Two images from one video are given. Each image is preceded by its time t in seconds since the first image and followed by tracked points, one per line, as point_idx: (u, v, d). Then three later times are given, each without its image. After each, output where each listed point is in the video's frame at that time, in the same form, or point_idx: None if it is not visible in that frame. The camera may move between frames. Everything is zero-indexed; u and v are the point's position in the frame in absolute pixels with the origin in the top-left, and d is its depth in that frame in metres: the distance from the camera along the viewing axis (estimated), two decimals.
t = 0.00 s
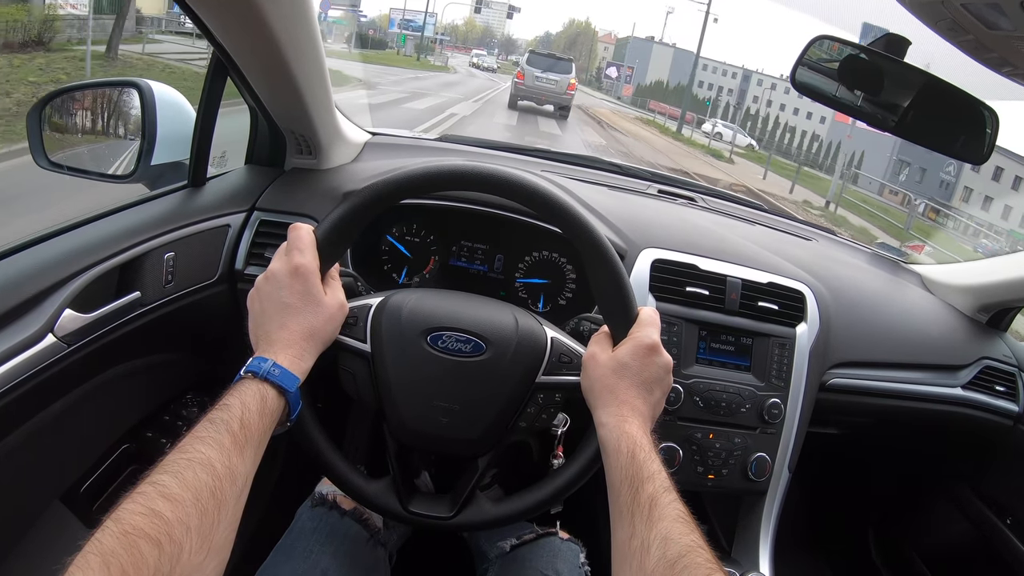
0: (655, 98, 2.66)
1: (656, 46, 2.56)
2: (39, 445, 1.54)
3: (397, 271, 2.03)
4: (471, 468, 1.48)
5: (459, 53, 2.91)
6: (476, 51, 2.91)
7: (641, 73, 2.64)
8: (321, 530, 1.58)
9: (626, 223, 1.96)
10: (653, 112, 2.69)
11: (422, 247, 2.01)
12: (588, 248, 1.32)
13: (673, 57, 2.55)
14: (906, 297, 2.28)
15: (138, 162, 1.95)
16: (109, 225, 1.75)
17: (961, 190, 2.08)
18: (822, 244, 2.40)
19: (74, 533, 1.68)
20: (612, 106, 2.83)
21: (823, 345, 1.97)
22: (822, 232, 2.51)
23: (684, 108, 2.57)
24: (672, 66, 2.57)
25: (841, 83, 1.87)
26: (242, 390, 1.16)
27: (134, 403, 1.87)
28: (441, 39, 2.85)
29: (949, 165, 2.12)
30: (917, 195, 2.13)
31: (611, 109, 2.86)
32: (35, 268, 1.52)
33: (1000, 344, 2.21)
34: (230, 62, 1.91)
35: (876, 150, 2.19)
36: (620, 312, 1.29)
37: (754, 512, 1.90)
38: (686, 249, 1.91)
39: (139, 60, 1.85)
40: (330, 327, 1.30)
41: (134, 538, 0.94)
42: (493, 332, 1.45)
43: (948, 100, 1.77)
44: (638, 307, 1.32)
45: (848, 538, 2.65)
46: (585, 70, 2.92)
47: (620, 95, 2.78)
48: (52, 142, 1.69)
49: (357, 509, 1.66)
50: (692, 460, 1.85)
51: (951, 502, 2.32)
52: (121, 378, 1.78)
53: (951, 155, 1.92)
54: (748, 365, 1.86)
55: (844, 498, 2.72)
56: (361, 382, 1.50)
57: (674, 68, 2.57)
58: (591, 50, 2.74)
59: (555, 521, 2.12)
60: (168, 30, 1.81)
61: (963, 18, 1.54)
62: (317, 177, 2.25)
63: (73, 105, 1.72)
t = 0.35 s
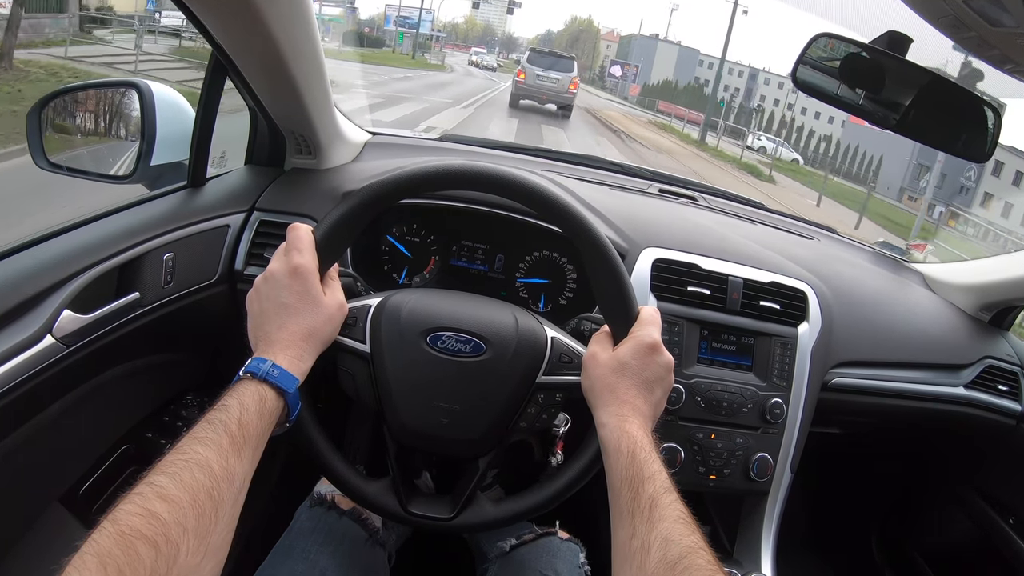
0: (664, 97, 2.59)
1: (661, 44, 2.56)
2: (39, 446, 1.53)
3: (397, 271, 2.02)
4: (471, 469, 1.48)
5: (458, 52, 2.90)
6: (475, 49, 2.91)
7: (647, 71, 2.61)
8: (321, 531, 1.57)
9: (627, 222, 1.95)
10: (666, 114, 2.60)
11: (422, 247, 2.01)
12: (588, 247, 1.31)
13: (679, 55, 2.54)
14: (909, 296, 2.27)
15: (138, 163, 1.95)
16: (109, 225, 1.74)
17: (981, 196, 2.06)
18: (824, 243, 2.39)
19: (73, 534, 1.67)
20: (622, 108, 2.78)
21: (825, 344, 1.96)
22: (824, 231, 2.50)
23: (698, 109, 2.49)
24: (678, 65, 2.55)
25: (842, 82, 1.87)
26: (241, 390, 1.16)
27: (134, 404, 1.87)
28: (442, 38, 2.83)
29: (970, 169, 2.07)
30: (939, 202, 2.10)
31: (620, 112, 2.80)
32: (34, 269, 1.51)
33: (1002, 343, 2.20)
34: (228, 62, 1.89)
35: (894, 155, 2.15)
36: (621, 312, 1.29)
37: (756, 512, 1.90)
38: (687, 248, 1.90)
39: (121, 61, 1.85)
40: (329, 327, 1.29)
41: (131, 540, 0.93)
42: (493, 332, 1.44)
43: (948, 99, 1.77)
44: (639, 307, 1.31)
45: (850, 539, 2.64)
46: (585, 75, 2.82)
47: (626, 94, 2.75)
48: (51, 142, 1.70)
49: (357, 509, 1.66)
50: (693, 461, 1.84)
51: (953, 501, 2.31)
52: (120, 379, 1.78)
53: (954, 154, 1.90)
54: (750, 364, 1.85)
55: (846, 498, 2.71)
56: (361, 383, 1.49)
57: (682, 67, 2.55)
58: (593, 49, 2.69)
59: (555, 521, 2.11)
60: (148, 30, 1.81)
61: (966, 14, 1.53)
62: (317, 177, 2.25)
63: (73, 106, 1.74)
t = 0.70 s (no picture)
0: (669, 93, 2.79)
1: (664, 40, 2.69)
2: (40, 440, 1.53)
3: (399, 264, 2.01)
4: (473, 462, 1.47)
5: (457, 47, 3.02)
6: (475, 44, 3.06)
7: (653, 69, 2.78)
8: (323, 524, 1.57)
9: (629, 214, 1.95)
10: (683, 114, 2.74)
11: (424, 239, 2.00)
12: (589, 240, 1.31)
13: (682, 50, 2.67)
14: (911, 291, 2.27)
15: (139, 156, 1.93)
16: (109, 219, 1.74)
17: (1001, 202, 1.98)
18: (826, 237, 2.39)
19: (74, 528, 1.67)
20: (632, 108, 2.93)
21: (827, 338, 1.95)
22: (827, 224, 2.49)
23: (710, 108, 2.63)
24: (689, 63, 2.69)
25: (846, 75, 1.86)
26: (241, 383, 1.15)
27: (135, 397, 1.86)
28: (439, 32, 2.86)
29: (991, 173, 1.98)
30: (958, 207, 2.07)
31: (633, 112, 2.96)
32: (34, 262, 1.51)
33: (1005, 338, 2.20)
34: (229, 54, 1.88)
35: (915, 157, 2.13)
36: (623, 304, 1.28)
37: (757, 506, 1.89)
38: (689, 241, 1.89)
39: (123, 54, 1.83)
40: (330, 320, 1.29)
41: (131, 532, 0.93)
42: (495, 324, 1.44)
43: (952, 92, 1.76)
44: (641, 300, 1.31)
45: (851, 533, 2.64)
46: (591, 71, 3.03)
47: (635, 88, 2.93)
48: (52, 136, 1.69)
49: (358, 502, 1.66)
50: (695, 454, 1.83)
51: (955, 496, 2.31)
52: (121, 372, 1.78)
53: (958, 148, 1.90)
54: (752, 358, 1.85)
55: (846, 492, 2.71)
56: (362, 375, 1.48)
57: (690, 66, 2.69)
58: (595, 45, 2.82)
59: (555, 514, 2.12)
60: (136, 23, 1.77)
61: (970, 6, 1.52)
62: (318, 169, 2.24)
63: (76, 99, 1.73)
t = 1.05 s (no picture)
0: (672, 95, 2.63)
1: (665, 38, 2.53)
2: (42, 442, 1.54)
3: (397, 266, 2.01)
4: (472, 463, 1.48)
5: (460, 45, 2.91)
6: (469, 42, 2.93)
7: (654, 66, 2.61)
8: (323, 525, 1.58)
9: (626, 216, 1.96)
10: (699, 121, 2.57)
11: (422, 241, 2.00)
12: (586, 241, 1.32)
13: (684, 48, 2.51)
14: (909, 291, 2.27)
15: (138, 158, 1.94)
16: (109, 222, 1.75)
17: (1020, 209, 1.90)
18: (824, 237, 2.39)
19: (75, 530, 1.68)
20: (642, 112, 2.80)
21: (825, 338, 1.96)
22: (824, 225, 2.50)
23: (723, 110, 2.43)
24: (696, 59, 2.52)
25: (842, 75, 1.87)
26: (241, 386, 1.16)
27: (134, 399, 1.87)
28: (434, 30, 2.78)
29: (1011, 177, 1.91)
30: (976, 215, 1.97)
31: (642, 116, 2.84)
32: (34, 265, 1.52)
33: (1001, 338, 2.21)
34: (228, 57, 1.89)
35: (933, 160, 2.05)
36: (620, 305, 1.29)
37: (755, 506, 1.90)
38: (686, 242, 1.90)
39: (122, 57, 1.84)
40: (329, 322, 1.30)
41: (133, 536, 0.94)
42: (493, 326, 1.44)
43: (949, 93, 1.77)
44: (638, 300, 1.32)
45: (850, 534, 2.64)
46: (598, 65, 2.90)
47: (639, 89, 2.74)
48: (51, 139, 1.66)
49: (358, 504, 1.66)
50: (693, 454, 1.84)
51: (952, 495, 2.32)
52: (122, 374, 1.78)
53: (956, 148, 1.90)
54: (750, 358, 1.86)
55: (844, 491, 2.72)
56: (361, 377, 1.49)
57: (693, 63, 2.53)
58: (595, 43, 2.79)
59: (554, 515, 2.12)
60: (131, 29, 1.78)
61: (965, 8, 1.53)
62: (317, 171, 2.25)
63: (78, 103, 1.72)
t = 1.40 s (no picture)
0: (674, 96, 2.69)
1: (665, 35, 2.62)
2: (29, 444, 1.51)
3: (390, 264, 1.99)
4: (466, 462, 1.45)
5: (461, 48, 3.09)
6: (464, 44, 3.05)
7: (654, 67, 2.72)
8: (318, 527, 1.55)
9: (621, 210, 1.93)
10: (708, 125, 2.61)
11: (415, 238, 1.98)
12: (579, 233, 1.29)
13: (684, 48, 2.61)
14: (909, 284, 2.25)
15: (127, 158, 1.92)
16: (97, 221, 1.72)
17: None
18: (822, 230, 2.37)
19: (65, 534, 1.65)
20: (645, 114, 2.78)
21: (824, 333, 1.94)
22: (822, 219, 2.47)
23: (732, 112, 2.48)
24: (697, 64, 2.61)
25: (840, 70, 1.85)
26: (226, 386, 1.13)
27: (125, 400, 1.84)
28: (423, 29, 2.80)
29: None
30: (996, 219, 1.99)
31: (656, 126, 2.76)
32: (19, 265, 1.49)
33: (1003, 330, 2.18)
34: (214, 53, 1.85)
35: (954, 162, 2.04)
36: (613, 298, 1.26)
37: (755, 503, 1.87)
38: (683, 236, 1.87)
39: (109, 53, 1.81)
40: (317, 320, 1.27)
41: (113, 540, 0.91)
42: (486, 322, 1.42)
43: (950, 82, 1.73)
44: (632, 294, 1.28)
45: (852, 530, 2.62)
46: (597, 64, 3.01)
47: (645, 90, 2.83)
48: (39, 139, 1.64)
49: (353, 507, 1.63)
50: (691, 451, 1.81)
51: (954, 490, 2.29)
52: (112, 375, 1.76)
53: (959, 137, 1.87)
54: (748, 353, 1.83)
55: (846, 487, 2.69)
56: (351, 375, 1.46)
57: (692, 65, 2.62)
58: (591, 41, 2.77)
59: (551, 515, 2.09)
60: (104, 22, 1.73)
61: None
62: (308, 169, 2.22)
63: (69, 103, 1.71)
